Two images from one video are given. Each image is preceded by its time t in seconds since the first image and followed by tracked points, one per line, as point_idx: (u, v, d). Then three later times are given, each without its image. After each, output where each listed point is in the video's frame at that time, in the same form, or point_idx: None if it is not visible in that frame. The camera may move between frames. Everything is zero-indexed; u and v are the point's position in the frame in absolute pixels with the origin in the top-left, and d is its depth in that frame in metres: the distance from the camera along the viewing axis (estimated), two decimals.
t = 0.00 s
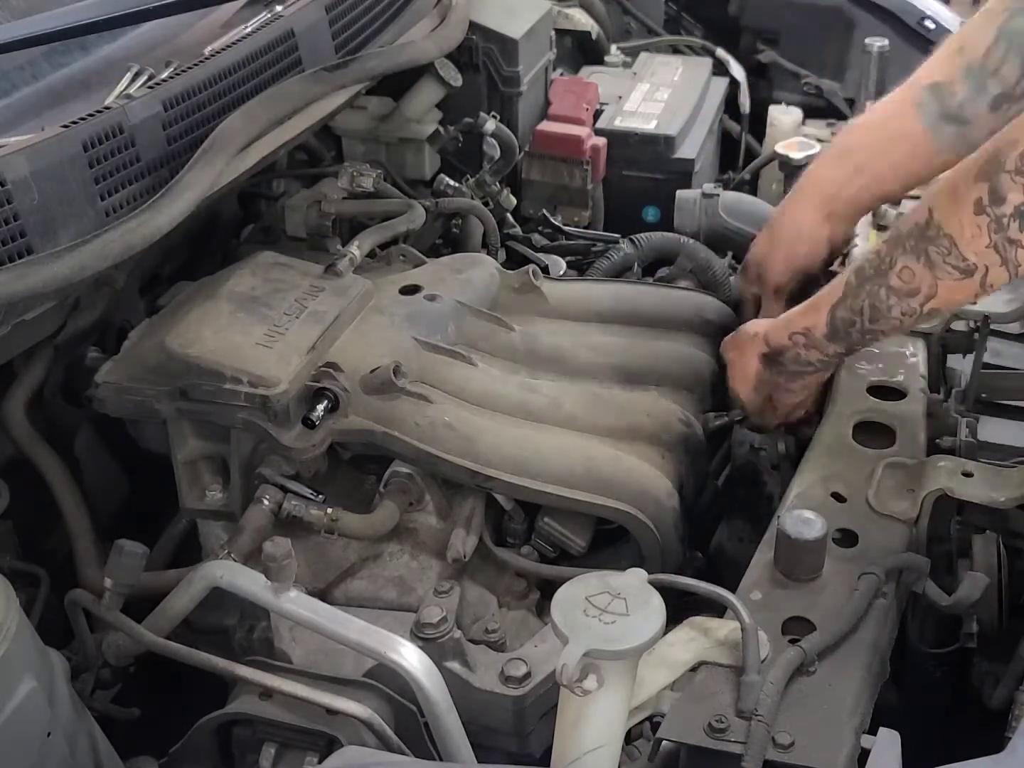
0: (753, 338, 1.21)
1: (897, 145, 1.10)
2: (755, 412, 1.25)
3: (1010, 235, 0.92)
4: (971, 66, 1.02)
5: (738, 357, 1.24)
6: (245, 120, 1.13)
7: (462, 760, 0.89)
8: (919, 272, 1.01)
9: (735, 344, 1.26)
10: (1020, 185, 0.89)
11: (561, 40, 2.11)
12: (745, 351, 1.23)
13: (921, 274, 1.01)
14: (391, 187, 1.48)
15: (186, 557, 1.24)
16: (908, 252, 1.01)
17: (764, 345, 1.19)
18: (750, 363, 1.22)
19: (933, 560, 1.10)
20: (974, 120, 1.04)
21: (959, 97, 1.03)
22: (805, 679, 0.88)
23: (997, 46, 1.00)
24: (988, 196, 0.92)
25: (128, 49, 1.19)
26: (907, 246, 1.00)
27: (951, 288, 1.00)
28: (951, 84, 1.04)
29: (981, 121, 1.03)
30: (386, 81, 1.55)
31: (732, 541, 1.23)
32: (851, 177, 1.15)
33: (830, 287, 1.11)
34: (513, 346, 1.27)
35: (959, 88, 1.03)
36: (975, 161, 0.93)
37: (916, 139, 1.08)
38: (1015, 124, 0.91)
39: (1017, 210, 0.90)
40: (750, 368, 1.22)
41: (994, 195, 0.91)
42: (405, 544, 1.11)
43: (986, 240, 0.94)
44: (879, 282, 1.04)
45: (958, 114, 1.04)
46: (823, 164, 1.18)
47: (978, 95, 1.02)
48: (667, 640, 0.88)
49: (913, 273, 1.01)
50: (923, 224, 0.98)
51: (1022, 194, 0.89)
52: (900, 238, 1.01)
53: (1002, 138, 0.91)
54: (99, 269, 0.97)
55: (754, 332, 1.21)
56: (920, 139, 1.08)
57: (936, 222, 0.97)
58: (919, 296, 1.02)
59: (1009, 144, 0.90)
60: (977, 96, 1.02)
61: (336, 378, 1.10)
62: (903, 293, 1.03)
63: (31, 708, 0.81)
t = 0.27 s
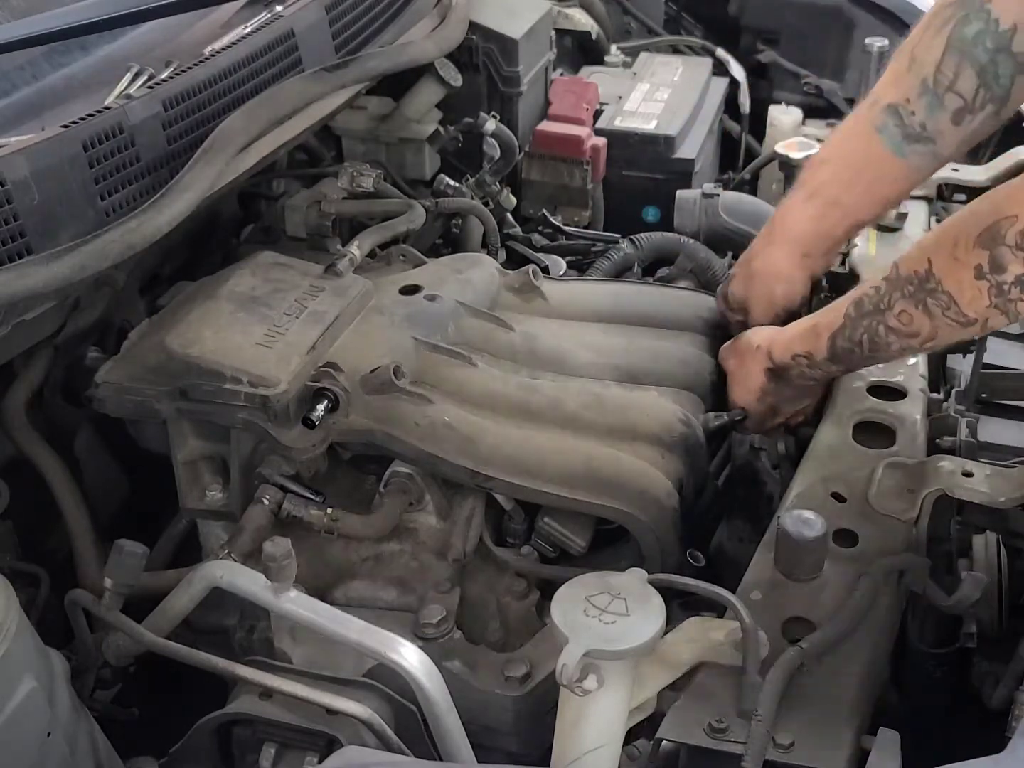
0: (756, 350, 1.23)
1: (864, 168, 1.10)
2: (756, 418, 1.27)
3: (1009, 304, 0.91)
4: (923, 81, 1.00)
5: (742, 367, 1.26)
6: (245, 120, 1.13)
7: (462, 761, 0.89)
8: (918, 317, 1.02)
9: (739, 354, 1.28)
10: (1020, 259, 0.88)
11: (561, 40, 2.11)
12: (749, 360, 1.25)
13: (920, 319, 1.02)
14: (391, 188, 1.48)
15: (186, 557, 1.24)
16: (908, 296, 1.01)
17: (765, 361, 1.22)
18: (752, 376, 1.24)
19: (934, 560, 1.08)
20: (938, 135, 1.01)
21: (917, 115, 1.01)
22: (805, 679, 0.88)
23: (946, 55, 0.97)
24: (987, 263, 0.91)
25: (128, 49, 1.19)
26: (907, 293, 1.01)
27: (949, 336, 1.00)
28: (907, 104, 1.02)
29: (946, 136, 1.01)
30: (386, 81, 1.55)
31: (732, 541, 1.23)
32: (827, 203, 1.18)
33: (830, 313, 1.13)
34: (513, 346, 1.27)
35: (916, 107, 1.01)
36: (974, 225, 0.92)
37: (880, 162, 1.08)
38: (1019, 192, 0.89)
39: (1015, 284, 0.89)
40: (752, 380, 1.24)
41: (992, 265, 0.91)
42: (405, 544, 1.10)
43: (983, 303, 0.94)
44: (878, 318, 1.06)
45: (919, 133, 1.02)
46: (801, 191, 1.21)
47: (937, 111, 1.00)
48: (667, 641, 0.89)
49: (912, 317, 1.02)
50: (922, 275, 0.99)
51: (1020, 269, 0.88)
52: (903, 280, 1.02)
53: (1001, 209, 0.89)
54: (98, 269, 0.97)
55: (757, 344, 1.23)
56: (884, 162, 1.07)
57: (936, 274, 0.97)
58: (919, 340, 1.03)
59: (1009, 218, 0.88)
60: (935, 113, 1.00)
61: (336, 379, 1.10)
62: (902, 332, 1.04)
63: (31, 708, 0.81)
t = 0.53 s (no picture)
0: (747, 346, 1.23)
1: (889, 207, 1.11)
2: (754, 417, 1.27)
3: (992, 304, 0.92)
4: (946, 116, 1.01)
5: (736, 363, 1.26)
6: (245, 120, 1.13)
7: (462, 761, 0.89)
8: (903, 317, 1.02)
9: (732, 350, 1.27)
10: (1000, 264, 0.88)
11: (561, 40, 2.11)
12: (741, 356, 1.25)
13: (905, 319, 1.02)
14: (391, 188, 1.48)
15: (186, 557, 1.24)
16: (892, 298, 1.01)
17: (757, 357, 1.22)
18: (744, 371, 1.24)
19: (934, 560, 1.08)
20: (965, 170, 1.02)
21: (942, 151, 1.02)
22: (805, 679, 0.88)
23: (969, 90, 0.97)
24: (968, 267, 0.91)
25: (128, 49, 1.19)
26: (891, 295, 1.01)
27: (934, 334, 1.01)
28: (932, 140, 1.03)
29: (972, 170, 1.02)
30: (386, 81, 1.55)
31: (732, 541, 1.23)
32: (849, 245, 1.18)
33: (817, 311, 1.13)
34: (513, 346, 1.27)
35: (940, 144, 1.02)
36: (952, 229, 0.92)
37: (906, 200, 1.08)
38: (994, 195, 0.88)
39: (999, 286, 0.90)
40: (744, 375, 1.24)
41: (973, 269, 0.91)
42: (405, 544, 1.10)
43: (967, 303, 0.94)
44: (864, 319, 1.06)
45: (946, 169, 1.03)
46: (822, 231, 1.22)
47: (961, 147, 1.01)
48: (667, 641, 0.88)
49: (897, 318, 1.02)
50: (905, 278, 0.99)
51: (1001, 272, 0.89)
52: (886, 281, 1.01)
53: (978, 215, 0.89)
54: (98, 269, 0.97)
55: (748, 340, 1.23)
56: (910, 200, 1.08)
57: (919, 277, 0.97)
58: (905, 339, 1.04)
59: (987, 222, 0.88)
60: (960, 148, 1.01)
61: (336, 379, 1.09)
62: (888, 333, 1.05)
63: (31, 708, 0.81)
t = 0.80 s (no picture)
0: (753, 354, 1.24)
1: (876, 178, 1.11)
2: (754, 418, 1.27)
3: (996, 314, 0.92)
4: (939, 93, 1.00)
5: (740, 369, 1.27)
6: (245, 120, 1.13)
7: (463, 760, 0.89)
8: (907, 326, 1.02)
9: (737, 356, 1.28)
10: (1006, 274, 0.89)
11: (561, 40, 2.11)
12: (746, 362, 1.26)
13: (910, 330, 1.02)
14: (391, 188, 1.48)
15: (186, 557, 1.24)
16: (896, 306, 1.02)
17: (763, 366, 1.22)
18: (750, 377, 1.25)
19: (934, 560, 1.08)
20: (953, 150, 1.02)
21: (931, 129, 1.02)
22: (805, 680, 0.88)
23: (963, 67, 0.97)
24: (974, 276, 0.92)
25: (128, 49, 1.19)
26: (896, 303, 1.02)
27: (938, 346, 1.01)
28: (922, 116, 1.02)
29: (960, 150, 1.01)
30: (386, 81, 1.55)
31: (732, 541, 1.23)
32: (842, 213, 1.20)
33: (823, 321, 1.14)
34: (513, 346, 1.27)
35: (930, 121, 1.02)
36: (960, 239, 0.92)
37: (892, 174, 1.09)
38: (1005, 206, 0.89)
39: (1004, 297, 0.90)
40: (750, 382, 1.25)
41: (979, 279, 0.91)
42: (405, 544, 1.10)
43: (971, 314, 0.94)
44: (869, 327, 1.06)
45: (934, 147, 1.03)
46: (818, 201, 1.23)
47: (951, 125, 1.00)
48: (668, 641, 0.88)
49: (901, 327, 1.03)
50: (910, 286, 0.99)
51: (1007, 283, 0.89)
52: (892, 290, 1.01)
53: (986, 225, 0.89)
54: (98, 269, 0.97)
55: (754, 347, 1.24)
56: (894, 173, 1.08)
57: (924, 286, 0.97)
58: (908, 349, 1.04)
59: (995, 232, 0.88)
60: (950, 127, 1.01)
61: (336, 379, 1.09)
62: (892, 342, 1.05)
63: (31, 709, 0.81)
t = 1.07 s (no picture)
0: (753, 348, 1.24)
1: (892, 177, 1.14)
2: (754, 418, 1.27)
3: (994, 316, 0.92)
4: (956, 98, 1.03)
5: (739, 364, 1.26)
6: (245, 120, 1.13)
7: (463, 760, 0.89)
8: (906, 325, 1.02)
9: (737, 351, 1.28)
10: (1003, 274, 0.88)
11: (561, 40, 2.11)
12: (746, 357, 1.25)
13: (908, 329, 1.02)
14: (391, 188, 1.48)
15: (186, 557, 1.24)
16: (895, 305, 1.01)
17: (762, 361, 1.22)
18: (749, 372, 1.25)
19: (934, 560, 1.08)
20: (969, 154, 1.06)
21: (949, 133, 1.05)
22: (805, 680, 0.88)
23: (982, 73, 0.99)
24: (971, 276, 0.91)
25: (128, 49, 1.19)
26: (895, 301, 1.01)
27: (935, 346, 1.01)
28: (940, 119, 1.05)
29: (976, 154, 1.05)
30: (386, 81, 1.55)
31: (732, 541, 1.23)
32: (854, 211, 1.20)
33: (823, 316, 1.13)
34: (513, 346, 1.26)
35: (948, 124, 1.05)
36: (958, 238, 0.92)
37: (910, 175, 1.12)
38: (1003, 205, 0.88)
39: (1001, 297, 0.90)
40: (748, 377, 1.25)
41: (976, 278, 0.91)
42: (405, 544, 1.10)
43: (969, 314, 0.94)
44: (868, 325, 1.06)
45: (951, 151, 1.06)
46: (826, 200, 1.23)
47: (969, 130, 1.04)
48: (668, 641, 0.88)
49: (900, 326, 1.02)
50: (909, 285, 0.99)
51: (1005, 283, 0.88)
52: (892, 289, 1.01)
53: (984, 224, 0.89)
54: (98, 269, 0.97)
55: (754, 342, 1.24)
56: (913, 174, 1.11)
57: (923, 285, 0.97)
58: (906, 348, 1.03)
59: (994, 231, 0.88)
60: (967, 131, 1.04)
61: (337, 379, 1.09)
62: (890, 341, 1.05)
63: (31, 709, 0.81)
